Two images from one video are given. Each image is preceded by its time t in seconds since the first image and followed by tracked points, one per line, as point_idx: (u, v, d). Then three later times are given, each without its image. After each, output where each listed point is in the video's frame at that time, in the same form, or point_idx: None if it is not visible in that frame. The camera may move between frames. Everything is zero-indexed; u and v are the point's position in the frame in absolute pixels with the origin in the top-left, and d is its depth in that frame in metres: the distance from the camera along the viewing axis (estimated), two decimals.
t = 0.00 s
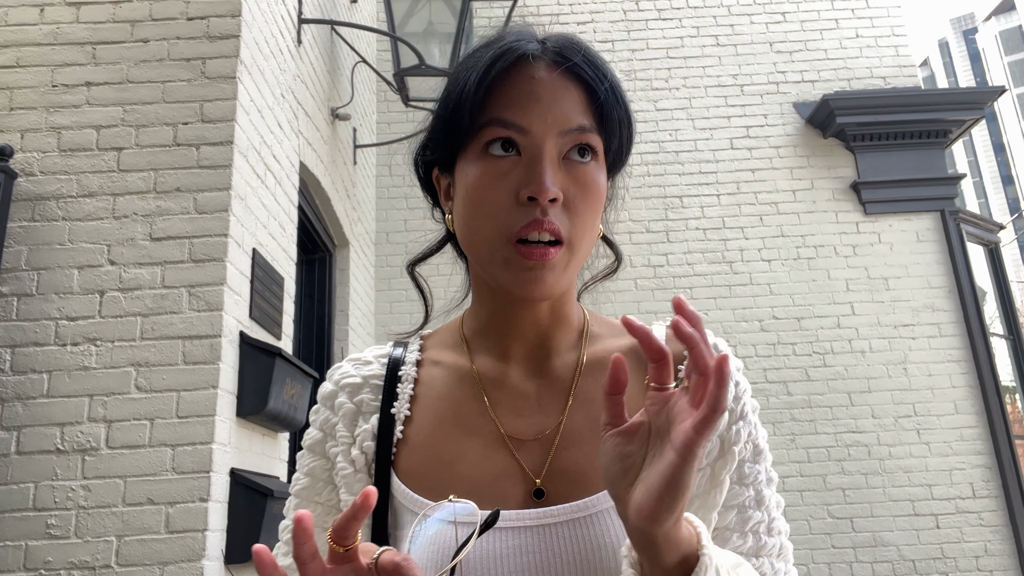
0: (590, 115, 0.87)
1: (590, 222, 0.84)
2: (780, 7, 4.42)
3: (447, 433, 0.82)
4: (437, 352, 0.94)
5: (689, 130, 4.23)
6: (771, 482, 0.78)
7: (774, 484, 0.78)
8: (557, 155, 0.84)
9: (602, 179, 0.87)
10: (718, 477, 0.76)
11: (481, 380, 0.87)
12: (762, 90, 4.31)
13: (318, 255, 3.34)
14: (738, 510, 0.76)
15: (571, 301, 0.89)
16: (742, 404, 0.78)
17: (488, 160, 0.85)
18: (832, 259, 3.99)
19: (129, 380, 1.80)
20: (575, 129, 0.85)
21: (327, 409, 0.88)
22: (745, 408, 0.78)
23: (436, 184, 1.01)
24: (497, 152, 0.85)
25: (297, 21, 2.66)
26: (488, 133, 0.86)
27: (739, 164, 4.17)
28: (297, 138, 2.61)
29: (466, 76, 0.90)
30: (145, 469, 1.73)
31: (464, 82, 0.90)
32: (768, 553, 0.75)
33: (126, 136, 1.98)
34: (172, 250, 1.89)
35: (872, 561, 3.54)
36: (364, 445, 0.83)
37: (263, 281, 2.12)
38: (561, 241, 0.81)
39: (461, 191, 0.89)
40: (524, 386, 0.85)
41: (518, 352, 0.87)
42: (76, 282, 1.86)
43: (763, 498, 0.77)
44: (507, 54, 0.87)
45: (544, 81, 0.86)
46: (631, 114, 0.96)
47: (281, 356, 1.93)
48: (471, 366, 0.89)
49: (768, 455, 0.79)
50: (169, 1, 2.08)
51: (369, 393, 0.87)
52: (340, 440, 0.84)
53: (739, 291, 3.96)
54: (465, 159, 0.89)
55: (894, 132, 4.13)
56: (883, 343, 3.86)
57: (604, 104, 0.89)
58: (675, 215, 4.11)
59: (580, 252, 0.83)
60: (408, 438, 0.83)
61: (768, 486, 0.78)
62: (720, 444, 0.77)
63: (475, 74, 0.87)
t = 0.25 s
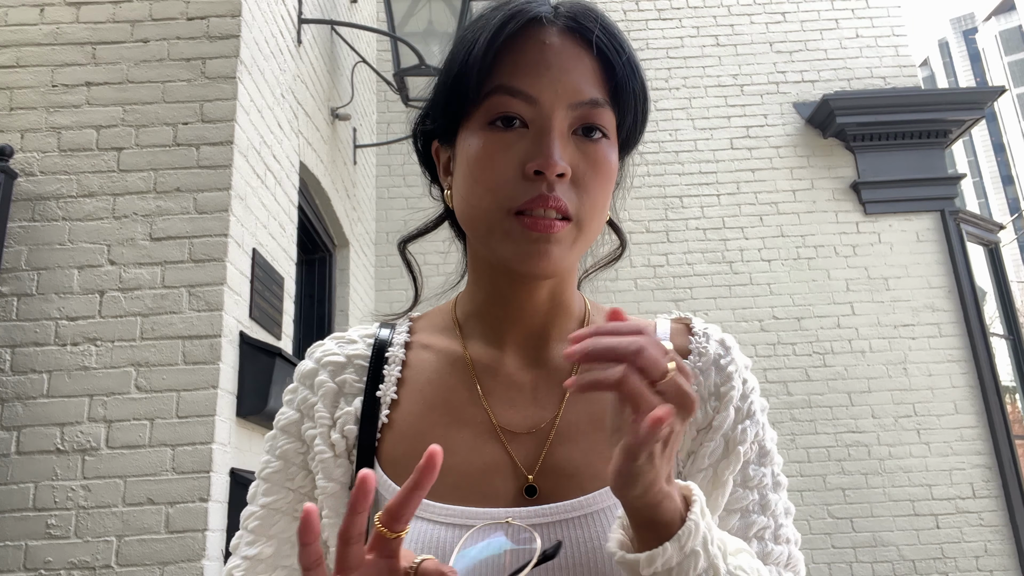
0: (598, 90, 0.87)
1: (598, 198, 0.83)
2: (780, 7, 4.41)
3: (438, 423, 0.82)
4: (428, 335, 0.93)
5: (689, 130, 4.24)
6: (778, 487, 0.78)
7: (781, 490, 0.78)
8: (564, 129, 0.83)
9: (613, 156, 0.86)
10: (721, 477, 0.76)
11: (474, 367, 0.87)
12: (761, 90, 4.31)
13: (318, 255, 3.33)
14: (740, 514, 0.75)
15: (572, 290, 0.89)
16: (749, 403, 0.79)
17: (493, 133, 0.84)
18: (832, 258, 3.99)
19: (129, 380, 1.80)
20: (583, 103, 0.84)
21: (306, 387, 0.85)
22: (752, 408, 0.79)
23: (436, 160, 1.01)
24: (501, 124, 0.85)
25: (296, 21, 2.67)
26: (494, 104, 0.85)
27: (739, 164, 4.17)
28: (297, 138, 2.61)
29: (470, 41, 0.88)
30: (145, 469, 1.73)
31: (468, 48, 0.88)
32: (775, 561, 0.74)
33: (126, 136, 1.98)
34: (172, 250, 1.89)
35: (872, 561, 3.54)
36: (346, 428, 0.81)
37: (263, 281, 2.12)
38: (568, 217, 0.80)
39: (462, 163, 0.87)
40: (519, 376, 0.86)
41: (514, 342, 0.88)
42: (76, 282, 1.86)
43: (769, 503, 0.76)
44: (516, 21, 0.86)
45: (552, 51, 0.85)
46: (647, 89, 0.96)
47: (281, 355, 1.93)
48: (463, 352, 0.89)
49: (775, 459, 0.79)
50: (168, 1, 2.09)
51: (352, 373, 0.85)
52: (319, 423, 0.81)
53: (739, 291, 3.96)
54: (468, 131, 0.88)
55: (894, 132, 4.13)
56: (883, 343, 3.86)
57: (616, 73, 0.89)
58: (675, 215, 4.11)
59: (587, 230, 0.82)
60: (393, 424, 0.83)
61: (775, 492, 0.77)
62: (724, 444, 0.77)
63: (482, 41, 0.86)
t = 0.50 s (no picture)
0: (611, 61, 0.83)
1: (622, 173, 0.80)
2: (780, 7, 4.41)
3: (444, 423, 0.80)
4: (431, 330, 0.91)
5: (689, 130, 4.24)
6: (776, 473, 0.73)
7: (780, 477, 0.73)
8: (584, 103, 0.80)
9: (629, 130, 0.83)
10: (708, 461, 0.74)
11: (481, 363, 0.86)
12: (761, 90, 4.31)
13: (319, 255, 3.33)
14: (730, 499, 0.72)
15: (581, 283, 0.88)
16: (748, 389, 0.76)
17: (507, 111, 0.80)
18: (832, 258, 3.99)
19: (129, 379, 1.80)
20: (599, 76, 0.81)
21: (304, 379, 0.82)
22: (750, 393, 0.76)
23: (430, 151, 0.97)
24: (515, 101, 0.81)
25: (297, 22, 2.67)
26: (506, 81, 0.81)
27: (739, 164, 4.17)
28: (297, 138, 2.61)
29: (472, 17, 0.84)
30: (145, 469, 1.73)
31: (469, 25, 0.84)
32: (766, 547, 0.69)
33: (126, 136, 1.98)
34: (172, 249, 1.89)
35: (872, 561, 3.54)
36: (349, 423, 0.77)
37: (263, 280, 2.12)
38: (594, 197, 0.76)
39: (473, 147, 0.82)
40: (528, 373, 0.85)
41: (523, 337, 0.87)
42: (76, 282, 1.86)
43: (762, 488, 0.72)
44: None
45: (562, 23, 0.82)
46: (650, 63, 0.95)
47: (281, 356, 1.94)
48: (469, 348, 0.88)
49: (775, 447, 0.76)
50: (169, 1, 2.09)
51: (353, 366, 0.82)
52: (318, 417, 0.77)
53: (738, 291, 3.96)
54: (478, 113, 0.83)
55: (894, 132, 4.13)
56: (884, 343, 3.86)
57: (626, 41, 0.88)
58: (675, 215, 4.11)
59: (612, 208, 0.78)
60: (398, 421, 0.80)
61: (772, 476, 0.73)
62: (716, 431, 0.75)
63: (487, 15, 0.82)
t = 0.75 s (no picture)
0: (619, 63, 0.83)
1: (615, 181, 0.80)
2: (780, 7, 4.41)
3: (433, 440, 0.80)
4: (416, 340, 0.92)
5: (689, 130, 4.24)
6: (776, 472, 0.72)
7: (781, 475, 0.72)
8: (585, 104, 0.80)
9: (627, 137, 0.83)
10: (706, 463, 0.73)
11: (467, 375, 0.86)
12: (762, 90, 4.31)
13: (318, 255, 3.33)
14: (729, 502, 0.71)
15: (569, 284, 0.87)
16: (745, 385, 0.75)
17: (507, 102, 0.80)
18: (832, 258, 3.99)
19: (129, 380, 1.80)
20: (605, 78, 0.81)
21: (287, 400, 0.82)
22: (748, 389, 0.75)
23: (415, 128, 0.96)
24: (514, 94, 0.80)
25: (296, 22, 2.66)
26: (509, 71, 0.80)
27: (739, 164, 4.17)
28: (297, 138, 2.61)
29: None
30: (145, 469, 1.73)
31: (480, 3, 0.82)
32: (767, 549, 0.68)
33: (126, 136, 1.98)
34: (172, 249, 1.89)
35: (872, 561, 3.54)
36: (337, 446, 0.78)
37: (263, 280, 2.12)
38: (586, 202, 0.76)
39: (466, 132, 0.82)
40: (516, 382, 0.84)
41: (510, 342, 0.87)
42: (76, 283, 1.86)
43: (761, 488, 0.70)
44: None
45: (576, 20, 0.81)
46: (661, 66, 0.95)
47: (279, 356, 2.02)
48: (455, 358, 0.88)
49: (775, 444, 0.74)
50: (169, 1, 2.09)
51: (335, 385, 0.82)
52: (305, 441, 0.77)
53: (738, 291, 3.96)
54: (473, 99, 0.83)
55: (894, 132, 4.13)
56: (884, 343, 3.86)
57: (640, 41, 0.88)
58: (675, 215, 4.11)
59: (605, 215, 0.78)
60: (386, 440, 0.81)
61: (772, 475, 0.72)
62: (713, 431, 0.74)
63: None
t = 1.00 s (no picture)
0: (614, 60, 0.83)
1: (614, 181, 0.80)
2: (780, 7, 4.41)
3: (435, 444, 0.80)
4: (417, 340, 0.92)
5: (689, 130, 4.24)
6: (786, 481, 0.74)
7: (789, 483, 0.74)
8: (580, 105, 0.80)
9: (626, 133, 0.83)
10: (721, 473, 0.74)
11: (468, 377, 0.86)
12: (761, 90, 4.31)
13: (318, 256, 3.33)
14: (742, 512, 0.72)
15: (570, 284, 0.87)
16: (755, 393, 0.76)
17: (501, 105, 0.80)
18: (832, 258, 3.99)
19: (129, 380, 1.80)
20: (600, 76, 0.81)
21: (287, 402, 0.83)
22: (757, 397, 0.76)
23: (412, 133, 0.97)
24: (508, 97, 0.80)
25: (296, 22, 2.67)
26: (502, 73, 0.80)
27: (739, 164, 4.17)
28: (297, 138, 2.61)
29: None
30: (145, 468, 1.73)
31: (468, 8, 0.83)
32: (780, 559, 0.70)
33: (126, 136, 1.98)
34: (172, 250, 1.89)
35: (872, 561, 3.54)
36: (335, 449, 0.79)
37: (263, 281, 2.12)
38: (586, 203, 0.76)
39: (462, 136, 0.82)
40: (517, 384, 0.84)
41: (509, 343, 0.86)
42: (76, 283, 1.86)
43: (773, 497, 0.73)
44: None
45: (568, 18, 0.81)
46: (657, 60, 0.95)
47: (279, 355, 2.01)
48: (455, 359, 0.88)
49: (782, 454, 0.76)
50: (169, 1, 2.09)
51: (335, 386, 0.83)
52: (303, 444, 0.79)
53: (738, 291, 3.96)
54: (467, 102, 0.83)
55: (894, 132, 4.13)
56: (884, 343, 3.86)
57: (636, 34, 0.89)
58: (675, 215, 4.12)
59: (604, 216, 0.78)
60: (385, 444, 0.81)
61: (781, 484, 0.74)
62: (725, 439, 0.75)
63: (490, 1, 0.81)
